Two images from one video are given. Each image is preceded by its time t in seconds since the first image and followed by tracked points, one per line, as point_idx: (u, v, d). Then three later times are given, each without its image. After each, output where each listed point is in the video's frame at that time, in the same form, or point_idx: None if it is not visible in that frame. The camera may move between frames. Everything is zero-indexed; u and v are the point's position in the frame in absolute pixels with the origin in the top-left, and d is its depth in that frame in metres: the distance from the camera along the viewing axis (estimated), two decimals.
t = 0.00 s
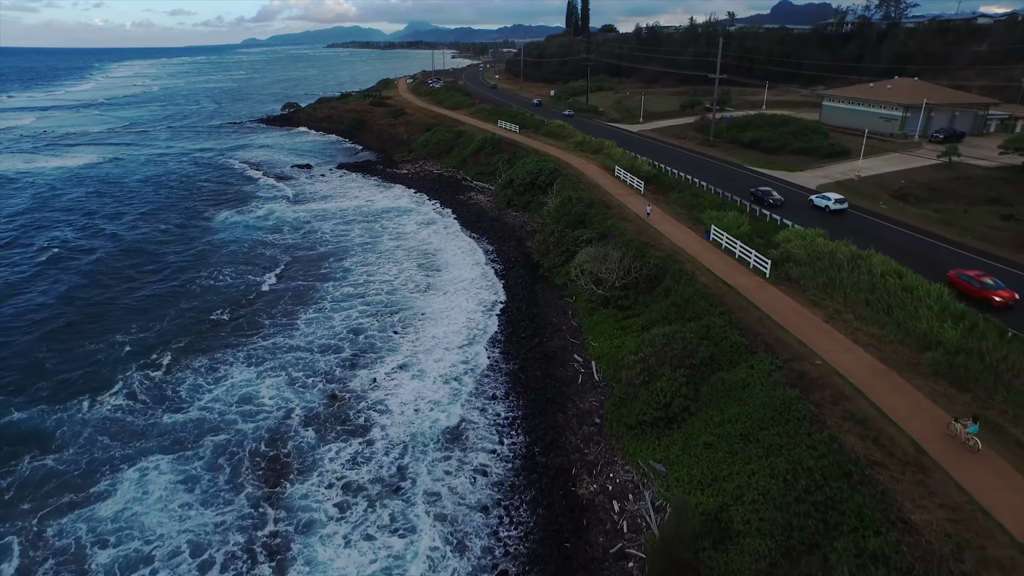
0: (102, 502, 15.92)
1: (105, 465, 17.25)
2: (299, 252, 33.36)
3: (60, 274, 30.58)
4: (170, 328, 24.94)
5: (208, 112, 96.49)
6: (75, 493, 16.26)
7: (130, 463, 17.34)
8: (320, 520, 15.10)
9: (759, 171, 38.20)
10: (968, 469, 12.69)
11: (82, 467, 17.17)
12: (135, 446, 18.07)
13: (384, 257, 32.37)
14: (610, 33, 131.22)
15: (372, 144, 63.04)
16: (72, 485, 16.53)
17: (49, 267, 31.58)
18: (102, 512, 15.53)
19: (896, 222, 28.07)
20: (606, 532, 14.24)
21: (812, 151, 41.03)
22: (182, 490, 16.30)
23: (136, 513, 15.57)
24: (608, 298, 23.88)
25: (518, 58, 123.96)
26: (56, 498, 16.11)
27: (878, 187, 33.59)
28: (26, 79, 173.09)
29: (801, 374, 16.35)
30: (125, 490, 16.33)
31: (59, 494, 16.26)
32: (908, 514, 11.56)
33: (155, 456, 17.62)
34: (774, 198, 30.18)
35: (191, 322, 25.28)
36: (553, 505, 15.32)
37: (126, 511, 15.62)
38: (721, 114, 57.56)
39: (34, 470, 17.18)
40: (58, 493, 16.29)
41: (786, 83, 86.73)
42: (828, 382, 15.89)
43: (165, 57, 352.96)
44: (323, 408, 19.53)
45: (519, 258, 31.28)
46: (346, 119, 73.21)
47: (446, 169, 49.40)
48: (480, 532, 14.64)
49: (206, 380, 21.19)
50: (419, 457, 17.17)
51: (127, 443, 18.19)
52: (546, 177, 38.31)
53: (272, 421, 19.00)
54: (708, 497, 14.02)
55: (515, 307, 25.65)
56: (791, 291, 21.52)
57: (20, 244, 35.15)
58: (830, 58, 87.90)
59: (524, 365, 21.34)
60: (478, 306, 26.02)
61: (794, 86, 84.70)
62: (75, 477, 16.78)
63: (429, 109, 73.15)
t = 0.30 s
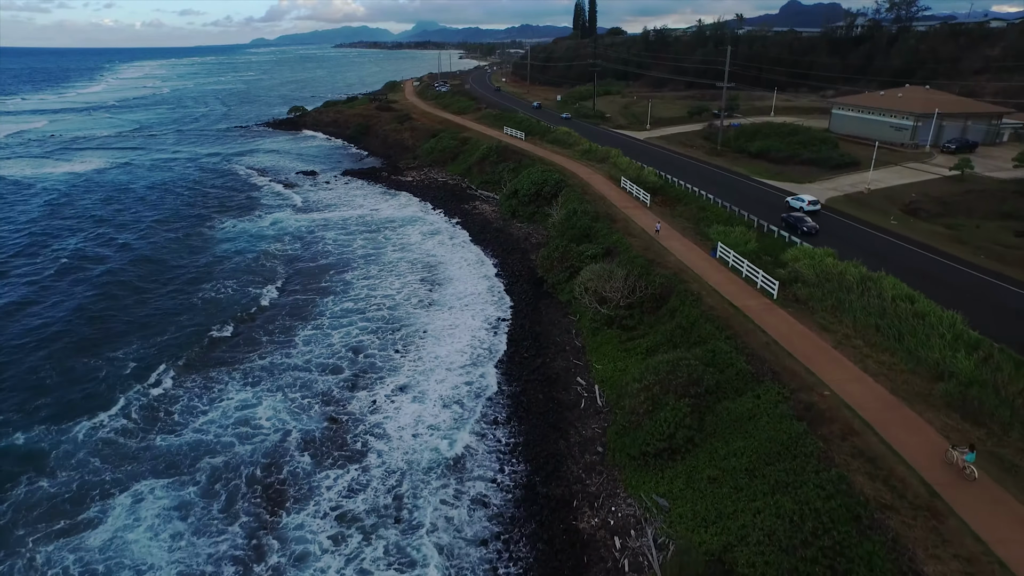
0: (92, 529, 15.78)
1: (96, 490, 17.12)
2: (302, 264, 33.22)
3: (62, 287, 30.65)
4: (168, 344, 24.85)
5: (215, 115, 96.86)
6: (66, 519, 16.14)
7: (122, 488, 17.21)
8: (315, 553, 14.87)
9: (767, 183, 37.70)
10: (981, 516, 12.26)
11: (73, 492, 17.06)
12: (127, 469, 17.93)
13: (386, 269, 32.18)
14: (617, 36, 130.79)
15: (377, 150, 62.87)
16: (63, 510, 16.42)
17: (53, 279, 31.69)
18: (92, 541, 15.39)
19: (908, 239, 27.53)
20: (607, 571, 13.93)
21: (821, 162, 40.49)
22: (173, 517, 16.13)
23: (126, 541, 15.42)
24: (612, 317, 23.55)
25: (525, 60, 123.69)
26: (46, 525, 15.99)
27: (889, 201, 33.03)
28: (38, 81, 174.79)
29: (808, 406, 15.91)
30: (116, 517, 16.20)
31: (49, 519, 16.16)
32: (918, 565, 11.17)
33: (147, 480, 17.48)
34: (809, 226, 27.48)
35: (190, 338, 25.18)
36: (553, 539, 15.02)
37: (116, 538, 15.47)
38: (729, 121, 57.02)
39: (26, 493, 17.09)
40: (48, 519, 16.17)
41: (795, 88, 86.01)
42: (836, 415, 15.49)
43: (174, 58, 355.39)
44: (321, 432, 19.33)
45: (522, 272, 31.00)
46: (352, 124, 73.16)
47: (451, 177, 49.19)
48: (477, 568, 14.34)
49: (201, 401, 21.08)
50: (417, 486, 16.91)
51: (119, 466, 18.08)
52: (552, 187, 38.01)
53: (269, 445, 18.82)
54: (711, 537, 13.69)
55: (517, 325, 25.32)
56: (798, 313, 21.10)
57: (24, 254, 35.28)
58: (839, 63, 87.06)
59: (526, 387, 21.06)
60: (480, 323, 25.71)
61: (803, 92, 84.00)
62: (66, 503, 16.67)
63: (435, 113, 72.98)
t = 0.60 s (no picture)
0: (80, 559, 15.58)
1: (84, 517, 16.93)
2: (302, 276, 33.02)
3: (61, 300, 30.59)
4: (164, 361, 24.70)
5: (220, 119, 96.97)
6: (54, 548, 15.97)
7: (109, 514, 17.02)
8: None
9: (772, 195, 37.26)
10: (995, 565, 11.83)
11: (62, 518, 16.90)
12: (116, 494, 17.75)
13: (387, 283, 31.94)
14: (622, 38, 130.32)
15: (380, 156, 62.72)
16: (50, 538, 16.25)
17: (52, 291, 31.63)
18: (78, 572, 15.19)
19: (917, 257, 27.06)
20: None
21: (828, 173, 40.00)
22: (162, 547, 15.91)
23: (113, 573, 15.21)
24: (614, 337, 23.21)
25: (530, 63, 123.35)
26: (33, 553, 15.82)
27: (897, 215, 32.52)
28: (46, 83, 175.73)
29: (814, 439, 15.55)
30: (104, 545, 16.00)
31: (38, 547, 16.02)
32: None
33: (136, 507, 17.28)
34: (845, 257, 25.75)
35: (186, 355, 25.00)
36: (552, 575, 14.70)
37: (102, 570, 15.27)
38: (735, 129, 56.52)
39: (14, 519, 16.94)
40: (36, 547, 16.01)
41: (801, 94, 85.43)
42: (843, 449, 15.10)
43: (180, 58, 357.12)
44: (316, 457, 19.07)
45: (524, 287, 30.68)
46: (355, 128, 72.97)
47: (453, 186, 48.93)
48: None
49: (192, 423, 20.84)
50: (413, 517, 16.63)
51: (108, 490, 17.88)
52: (555, 199, 37.69)
53: (263, 470, 18.58)
54: None
55: (519, 344, 25.00)
56: (802, 336, 20.69)
57: (24, 264, 35.25)
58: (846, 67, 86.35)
59: (527, 411, 20.74)
60: (482, 342, 25.38)
61: (809, 97, 83.37)
62: (54, 530, 16.50)
63: (439, 119, 72.75)
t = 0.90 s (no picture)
0: None
1: (73, 544, 16.69)
2: (302, 289, 32.76)
3: (59, 313, 30.42)
4: (159, 379, 24.47)
5: (222, 122, 96.88)
6: None
7: (97, 542, 16.75)
8: None
9: (777, 207, 36.82)
10: None
11: (50, 545, 16.67)
12: (105, 521, 17.49)
13: (386, 296, 31.66)
14: (625, 41, 129.88)
15: (383, 162, 62.55)
16: (38, 567, 16.01)
17: (49, 303, 31.46)
18: None
19: (925, 274, 26.59)
20: None
21: (834, 184, 39.51)
22: None
23: None
24: (616, 358, 22.83)
25: (533, 66, 122.99)
26: None
27: (904, 229, 32.03)
28: (50, 84, 176.37)
29: (820, 474, 15.16)
30: None
31: None
32: None
33: (126, 534, 17.02)
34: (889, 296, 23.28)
35: (181, 373, 24.76)
36: None
37: None
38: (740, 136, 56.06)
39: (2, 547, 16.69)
40: None
41: (806, 100, 84.89)
42: (850, 485, 14.70)
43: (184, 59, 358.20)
44: (311, 482, 18.79)
45: (525, 302, 30.34)
46: (357, 134, 72.70)
47: (455, 194, 48.61)
48: None
49: (182, 446, 20.56)
50: (409, 549, 16.31)
51: (97, 516, 17.63)
52: (558, 209, 37.34)
53: (257, 496, 18.29)
54: None
55: (519, 363, 24.66)
56: (807, 360, 20.28)
57: (23, 275, 35.12)
58: (852, 72, 85.72)
59: (527, 435, 20.40)
60: (482, 361, 25.04)
61: (814, 103, 82.83)
62: (42, 558, 16.28)
63: (441, 124, 72.43)
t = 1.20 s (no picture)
0: None
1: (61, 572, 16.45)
2: (301, 301, 32.47)
3: (56, 325, 30.26)
4: (154, 396, 24.25)
5: (225, 125, 96.81)
6: None
7: (85, 570, 16.52)
8: None
9: (782, 219, 36.38)
10: None
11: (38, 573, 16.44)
12: (94, 547, 17.24)
13: (386, 309, 31.36)
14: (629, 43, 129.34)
15: (385, 168, 62.30)
16: None
17: (47, 316, 31.32)
18: None
19: (934, 293, 26.07)
20: None
21: (839, 194, 39.02)
22: None
23: None
24: (618, 379, 22.44)
25: (537, 68, 122.50)
26: None
27: (912, 243, 31.53)
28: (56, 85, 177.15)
29: (827, 509, 14.75)
30: None
31: None
32: None
33: (114, 562, 16.76)
34: (944, 344, 20.80)
35: (177, 390, 24.56)
36: None
37: None
38: (744, 144, 55.57)
39: None
40: None
41: (811, 105, 84.22)
42: (857, 522, 14.29)
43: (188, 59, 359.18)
44: (305, 508, 18.50)
45: (526, 317, 29.99)
46: (359, 138, 72.42)
47: (457, 202, 48.30)
48: None
49: (173, 468, 20.28)
50: None
51: (87, 542, 17.39)
52: (560, 220, 36.97)
53: (250, 522, 18.00)
54: None
55: (520, 383, 24.29)
56: (814, 384, 19.84)
57: (21, 285, 35.00)
58: (858, 76, 84.98)
59: (527, 460, 20.05)
60: (482, 379, 24.70)
61: (819, 108, 82.18)
62: None
63: (444, 129, 72.10)
